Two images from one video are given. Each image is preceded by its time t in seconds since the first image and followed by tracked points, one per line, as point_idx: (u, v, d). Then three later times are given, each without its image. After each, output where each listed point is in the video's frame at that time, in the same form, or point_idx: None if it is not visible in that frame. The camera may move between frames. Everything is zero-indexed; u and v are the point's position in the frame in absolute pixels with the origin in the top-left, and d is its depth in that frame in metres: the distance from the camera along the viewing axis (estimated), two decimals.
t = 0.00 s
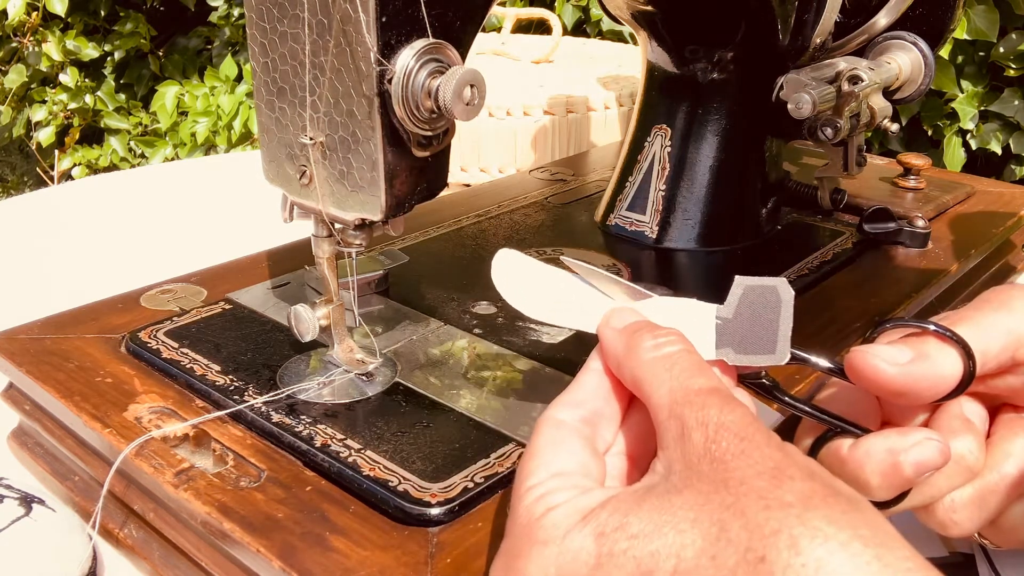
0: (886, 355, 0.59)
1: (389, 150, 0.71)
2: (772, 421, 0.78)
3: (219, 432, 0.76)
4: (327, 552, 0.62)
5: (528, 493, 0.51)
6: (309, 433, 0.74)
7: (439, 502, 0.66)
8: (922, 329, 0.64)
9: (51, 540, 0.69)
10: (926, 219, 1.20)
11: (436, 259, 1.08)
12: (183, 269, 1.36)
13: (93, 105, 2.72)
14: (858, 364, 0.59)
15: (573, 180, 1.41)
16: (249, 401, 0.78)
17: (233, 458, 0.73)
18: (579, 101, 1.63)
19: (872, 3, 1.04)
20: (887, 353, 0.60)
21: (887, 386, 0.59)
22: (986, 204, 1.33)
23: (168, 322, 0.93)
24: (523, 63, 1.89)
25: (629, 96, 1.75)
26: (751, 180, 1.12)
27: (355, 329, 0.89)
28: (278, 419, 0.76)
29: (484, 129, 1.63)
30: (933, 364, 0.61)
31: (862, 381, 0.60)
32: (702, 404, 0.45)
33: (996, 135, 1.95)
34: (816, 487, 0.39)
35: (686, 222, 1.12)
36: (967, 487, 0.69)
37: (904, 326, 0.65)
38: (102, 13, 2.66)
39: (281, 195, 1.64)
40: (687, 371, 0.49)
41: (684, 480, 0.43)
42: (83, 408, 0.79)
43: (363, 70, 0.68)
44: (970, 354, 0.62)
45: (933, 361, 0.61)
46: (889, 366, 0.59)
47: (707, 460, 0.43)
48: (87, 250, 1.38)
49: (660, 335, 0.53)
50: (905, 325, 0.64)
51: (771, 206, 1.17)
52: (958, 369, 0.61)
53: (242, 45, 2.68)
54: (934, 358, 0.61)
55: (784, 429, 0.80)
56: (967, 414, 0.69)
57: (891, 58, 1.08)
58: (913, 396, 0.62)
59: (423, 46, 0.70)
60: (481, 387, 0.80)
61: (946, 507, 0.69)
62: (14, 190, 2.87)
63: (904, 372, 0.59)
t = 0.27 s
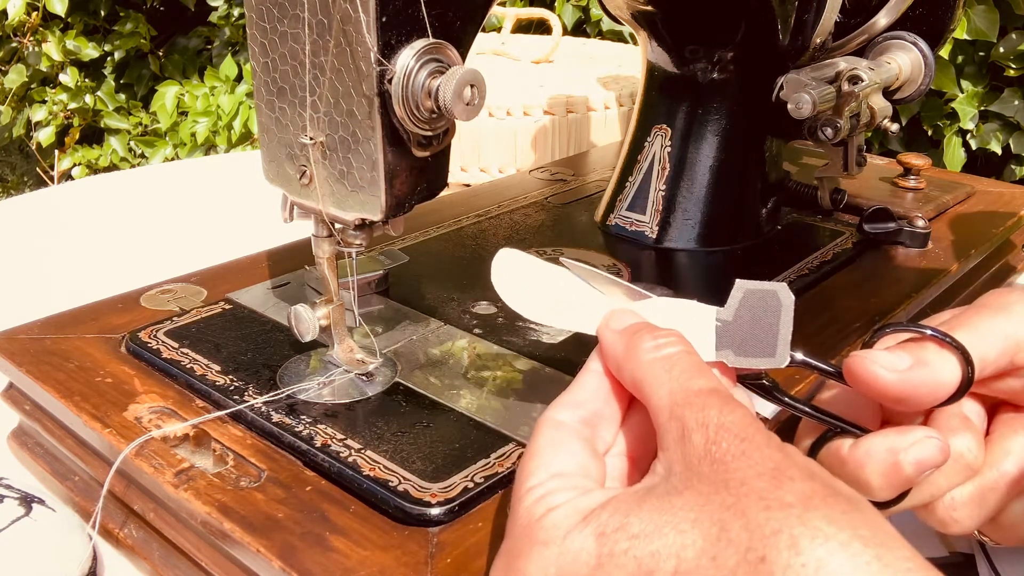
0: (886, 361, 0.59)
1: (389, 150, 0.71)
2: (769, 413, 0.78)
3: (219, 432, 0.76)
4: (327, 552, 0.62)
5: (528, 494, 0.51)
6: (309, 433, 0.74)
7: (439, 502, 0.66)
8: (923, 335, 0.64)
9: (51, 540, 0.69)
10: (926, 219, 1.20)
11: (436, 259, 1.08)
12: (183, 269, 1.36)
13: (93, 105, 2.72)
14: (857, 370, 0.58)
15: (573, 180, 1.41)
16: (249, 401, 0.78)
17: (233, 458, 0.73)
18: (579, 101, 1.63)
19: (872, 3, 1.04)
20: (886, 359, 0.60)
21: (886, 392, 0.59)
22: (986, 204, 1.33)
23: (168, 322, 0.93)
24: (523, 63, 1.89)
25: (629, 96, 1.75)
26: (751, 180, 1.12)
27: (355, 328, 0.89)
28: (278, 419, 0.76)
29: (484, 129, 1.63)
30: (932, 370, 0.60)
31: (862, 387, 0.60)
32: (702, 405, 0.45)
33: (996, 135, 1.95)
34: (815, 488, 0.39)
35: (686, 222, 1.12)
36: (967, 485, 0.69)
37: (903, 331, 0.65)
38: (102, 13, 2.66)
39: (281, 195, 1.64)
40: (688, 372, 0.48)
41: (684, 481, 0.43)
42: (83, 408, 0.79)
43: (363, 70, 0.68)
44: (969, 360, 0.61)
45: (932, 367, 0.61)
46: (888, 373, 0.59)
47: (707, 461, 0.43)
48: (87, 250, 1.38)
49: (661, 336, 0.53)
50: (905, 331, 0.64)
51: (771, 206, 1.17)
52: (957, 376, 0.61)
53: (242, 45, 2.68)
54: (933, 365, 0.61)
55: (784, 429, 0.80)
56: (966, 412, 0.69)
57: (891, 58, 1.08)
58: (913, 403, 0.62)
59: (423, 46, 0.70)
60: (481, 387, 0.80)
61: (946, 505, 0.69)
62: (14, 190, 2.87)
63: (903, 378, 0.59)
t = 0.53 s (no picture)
0: (891, 361, 0.59)
1: (389, 150, 0.71)
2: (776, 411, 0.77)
3: (219, 432, 0.76)
4: (327, 552, 0.62)
5: (535, 473, 0.50)
6: (309, 433, 0.74)
7: (439, 502, 0.65)
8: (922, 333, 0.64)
9: (51, 541, 0.69)
10: (926, 219, 1.20)
11: (436, 259, 1.08)
12: (183, 269, 1.36)
13: (93, 105, 2.72)
14: (861, 371, 0.58)
15: (573, 180, 1.41)
16: (249, 401, 0.78)
17: (233, 458, 0.73)
18: (579, 102, 1.63)
19: (872, 3, 1.04)
20: (890, 359, 0.59)
21: (892, 392, 0.59)
22: (986, 204, 1.33)
23: (168, 322, 0.93)
24: (523, 63, 1.89)
25: (629, 96, 1.74)
26: (751, 180, 1.12)
27: (355, 328, 0.89)
28: (278, 419, 0.76)
29: (484, 129, 1.63)
30: (936, 369, 0.60)
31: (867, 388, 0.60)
32: (700, 381, 0.45)
33: (996, 135, 1.95)
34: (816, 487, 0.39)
35: (686, 222, 1.12)
36: (970, 481, 0.68)
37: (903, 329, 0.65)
38: (102, 13, 2.66)
39: (281, 195, 1.64)
40: (696, 342, 0.47)
41: (708, 461, 0.43)
42: (83, 408, 0.79)
43: (363, 70, 0.68)
44: (972, 357, 0.62)
45: (935, 366, 0.61)
46: (893, 373, 0.58)
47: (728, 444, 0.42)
48: (87, 250, 1.38)
49: (666, 303, 0.50)
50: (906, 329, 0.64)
51: (771, 206, 1.17)
52: (959, 373, 0.61)
53: (242, 45, 2.68)
54: (937, 363, 0.61)
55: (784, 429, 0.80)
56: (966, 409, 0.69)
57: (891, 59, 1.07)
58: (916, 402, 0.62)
59: (424, 46, 0.70)
60: (481, 387, 0.80)
61: (949, 502, 0.69)
62: (14, 190, 2.87)
63: (907, 376, 0.59)
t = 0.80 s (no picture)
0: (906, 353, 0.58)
1: (390, 150, 0.71)
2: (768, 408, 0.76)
3: (219, 433, 0.76)
4: (327, 552, 0.62)
5: (467, 454, 0.51)
6: (309, 433, 0.74)
7: (438, 502, 0.65)
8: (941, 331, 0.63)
9: (51, 541, 0.69)
10: (925, 218, 1.20)
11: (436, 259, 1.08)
12: (183, 269, 1.36)
13: (93, 105, 2.72)
14: (878, 362, 0.58)
15: (573, 180, 1.41)
16: (249, 401, 0.78)
17: (233, 458, 0.73)
18: (579, 102, 1.63)
19: (872, 3, 1.04)
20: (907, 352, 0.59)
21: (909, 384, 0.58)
22: (986, 203, 1.33)
23: (168, 322, 0.93)
24: (523, 63, 1.89)
25: (628, 96, 1.74)
26: (751, 180, 1.12)
27: (355, 329, 0.89)
28: (278, 419, 0.75)
29: (484, 129, 1.63)
30: (955, 363, 0.59)
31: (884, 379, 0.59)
32: (640, 367, 0.46)
33: (996, 135, 1.95)
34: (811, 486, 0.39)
35: (686, 223, 1.12)
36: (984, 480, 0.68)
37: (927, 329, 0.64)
38: (102, 13, 2.66)
39: (281, 195, 1.64)
40: (620, 339, 0.49)
41: (631, 435, 0.43)
42: (83, 408, 0.79)
43: (363, 70, 0.68)
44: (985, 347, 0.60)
45: (952, 358, 0.60)
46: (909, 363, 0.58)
47: (657, 418, 0.42)
48: (87, 250, 1.38)
49: (590, 308, 0.53)
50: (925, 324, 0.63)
51: (771, 206, 1.17)
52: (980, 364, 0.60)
53: (242, 45, 2.68)
54: (957, 359, 0.60)
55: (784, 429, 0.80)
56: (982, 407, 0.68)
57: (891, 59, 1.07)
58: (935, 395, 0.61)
59: (423, 46, 0.70)
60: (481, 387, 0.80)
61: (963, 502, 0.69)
62: (14, 190, 2.87)
63: (927, 372, 0.58)
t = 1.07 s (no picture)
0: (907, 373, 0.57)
1: (389, 150, 0.71)
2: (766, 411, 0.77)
3: (219, 432, 0.76)
4: (327, 552, 0.62)
5: (460, 464, 0.51)
6: (309, 433, 0.74)
7: (438, 502, 0.65)
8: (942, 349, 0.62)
9: (51, 541, 0.69)
10: (925, 218, 1.20)
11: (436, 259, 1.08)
12: (183, 268, 1.36)
13: (93, 105, 2.72)
14: (878, 383, 0.57)
15: (573, 180, 1.41)
16: (249, 401, 0.78)
17: (234, 458, 0.73)
18: (579, 102, 1.63)
19: (873, 3, 1.04)
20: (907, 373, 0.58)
21: (910, 408, 0.57)
22: (986, 204, 1.33)
23: (168, 321, 0.93)
24: (523, 63, 1.89)
25: (628, 96, 1.74)
26: (751, 180, 1.12)
27: (355, 329, 0.89)
28: (278, 419, 0.75)
29: (485, 129, 1.63)
30: (955, 384, 0.58)
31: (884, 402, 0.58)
32: (634, 367, 0.46)
33: (997, 135, 1.95)
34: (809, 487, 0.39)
35: (687, 223, 1.12)
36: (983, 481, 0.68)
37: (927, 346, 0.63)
38: (102, 13, 2.66)
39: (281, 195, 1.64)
40: (618, 336, 0.49)
41: (623, 441, 0.43)
42: (83, 408, 0.79)
43: (363, 70, 0.68)
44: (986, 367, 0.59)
45: (953, 379, 0.59)
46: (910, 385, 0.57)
47: (651, 422, 0.42)
48: (87, 250, 1.38)
49: (586, 306, 0.53)
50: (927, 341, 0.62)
51: (771, 206, 1.17)
52: (979, 384, 0.59)
53: (241, 45, 2.68)
54: (956, 379, 0.59)
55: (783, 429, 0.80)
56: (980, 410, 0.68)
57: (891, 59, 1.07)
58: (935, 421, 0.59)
59: (424, 46, 0.70)
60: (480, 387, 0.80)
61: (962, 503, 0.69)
62: (14, 190, 2.87)
63: (924, 394, 0.57)
